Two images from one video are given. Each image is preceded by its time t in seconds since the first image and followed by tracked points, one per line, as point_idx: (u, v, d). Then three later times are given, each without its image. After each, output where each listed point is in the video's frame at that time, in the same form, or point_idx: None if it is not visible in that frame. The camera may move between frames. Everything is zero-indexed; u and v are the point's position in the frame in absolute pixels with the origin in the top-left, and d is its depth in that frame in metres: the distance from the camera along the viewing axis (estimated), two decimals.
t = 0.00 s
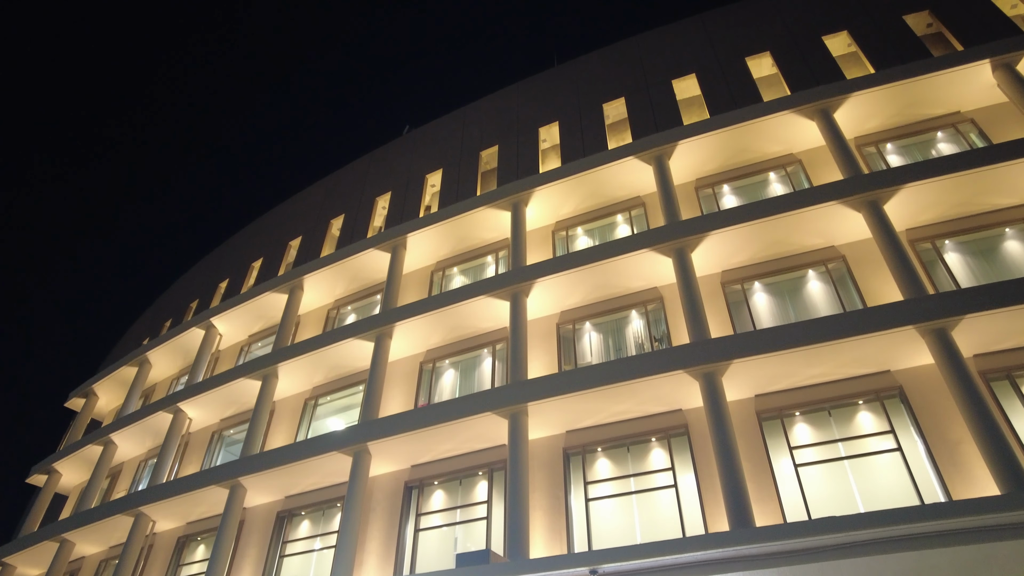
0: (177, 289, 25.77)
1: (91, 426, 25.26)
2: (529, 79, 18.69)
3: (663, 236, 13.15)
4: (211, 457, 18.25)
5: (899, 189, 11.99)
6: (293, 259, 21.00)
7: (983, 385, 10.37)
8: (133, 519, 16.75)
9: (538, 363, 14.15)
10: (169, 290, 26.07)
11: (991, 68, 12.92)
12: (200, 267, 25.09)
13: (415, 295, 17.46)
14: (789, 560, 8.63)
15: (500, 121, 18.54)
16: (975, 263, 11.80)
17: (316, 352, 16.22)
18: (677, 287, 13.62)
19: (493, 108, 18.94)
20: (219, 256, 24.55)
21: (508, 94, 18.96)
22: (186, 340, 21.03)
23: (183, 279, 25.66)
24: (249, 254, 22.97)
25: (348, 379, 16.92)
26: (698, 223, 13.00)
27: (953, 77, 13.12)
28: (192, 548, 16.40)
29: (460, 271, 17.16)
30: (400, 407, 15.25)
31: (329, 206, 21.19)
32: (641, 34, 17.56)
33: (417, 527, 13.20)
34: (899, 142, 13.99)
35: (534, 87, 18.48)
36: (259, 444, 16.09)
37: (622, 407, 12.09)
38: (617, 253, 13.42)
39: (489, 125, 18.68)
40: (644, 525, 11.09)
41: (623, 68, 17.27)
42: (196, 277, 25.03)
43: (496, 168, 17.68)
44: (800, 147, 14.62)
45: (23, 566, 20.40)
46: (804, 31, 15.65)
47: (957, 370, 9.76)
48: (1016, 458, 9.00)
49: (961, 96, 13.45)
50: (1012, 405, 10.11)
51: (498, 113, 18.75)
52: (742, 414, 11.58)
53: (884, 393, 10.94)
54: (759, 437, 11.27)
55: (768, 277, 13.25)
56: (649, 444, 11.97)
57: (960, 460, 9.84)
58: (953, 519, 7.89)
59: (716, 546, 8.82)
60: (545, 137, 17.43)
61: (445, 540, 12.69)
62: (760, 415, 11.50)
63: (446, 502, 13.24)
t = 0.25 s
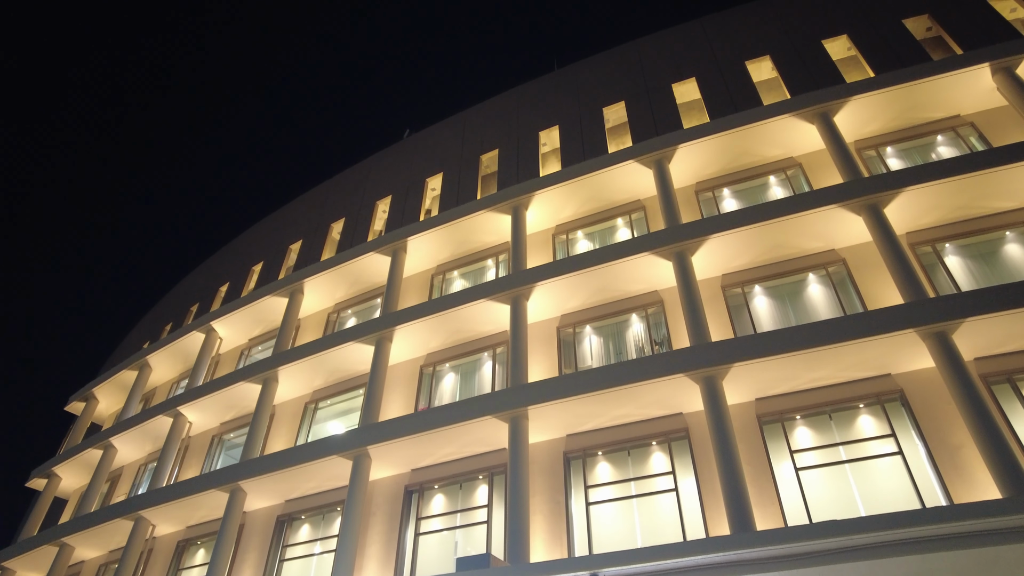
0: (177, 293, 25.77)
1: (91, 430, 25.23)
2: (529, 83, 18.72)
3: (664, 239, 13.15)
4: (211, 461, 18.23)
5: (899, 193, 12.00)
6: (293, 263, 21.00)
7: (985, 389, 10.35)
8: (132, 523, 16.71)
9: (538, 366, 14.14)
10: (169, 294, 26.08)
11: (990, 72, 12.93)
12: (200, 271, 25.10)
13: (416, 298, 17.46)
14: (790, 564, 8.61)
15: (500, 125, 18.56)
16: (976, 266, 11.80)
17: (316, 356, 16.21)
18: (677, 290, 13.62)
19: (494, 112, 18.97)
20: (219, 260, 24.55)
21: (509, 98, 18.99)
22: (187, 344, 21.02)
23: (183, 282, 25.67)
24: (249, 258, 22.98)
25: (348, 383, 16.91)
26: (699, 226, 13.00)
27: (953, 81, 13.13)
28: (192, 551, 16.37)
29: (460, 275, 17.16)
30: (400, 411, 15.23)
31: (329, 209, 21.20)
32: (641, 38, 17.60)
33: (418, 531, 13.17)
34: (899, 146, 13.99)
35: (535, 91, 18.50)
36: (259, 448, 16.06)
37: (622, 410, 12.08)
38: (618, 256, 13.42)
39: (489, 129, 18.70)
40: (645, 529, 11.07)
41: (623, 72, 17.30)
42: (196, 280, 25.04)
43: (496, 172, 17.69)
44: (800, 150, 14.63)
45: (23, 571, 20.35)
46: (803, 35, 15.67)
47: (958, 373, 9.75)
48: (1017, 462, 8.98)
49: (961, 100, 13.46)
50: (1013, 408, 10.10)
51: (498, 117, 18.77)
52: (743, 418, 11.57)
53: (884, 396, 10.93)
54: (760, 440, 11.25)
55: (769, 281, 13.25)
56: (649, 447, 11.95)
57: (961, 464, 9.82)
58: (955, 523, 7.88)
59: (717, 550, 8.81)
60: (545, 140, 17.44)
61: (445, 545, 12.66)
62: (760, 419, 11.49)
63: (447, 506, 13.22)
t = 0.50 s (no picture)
0: (178, 295, 25.78)
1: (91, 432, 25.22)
2: (530, 85, 18.74)
3: (664, 241, 13.16)
4: (211, 463, 18.22)
5: (900, 194, 12.00)
6: (294, 265, 21.01)
7: (985, 391, 10.35)
8: (133, 525, 16.70)
9: (538, 369, 14.14)
10: (170, 296, 26.09)
11: (990, 74, 12.94)
12: (200, 273, 25.11)
13: (416, 300, 17.46)
14: (792, 566, 8.61)
15: (500, 127, 18.57)
16: (977, 268, 11.80)
17: (317, 358, 16.21)
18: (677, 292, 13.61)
19: (494, 114, 18.99)
20: (220, 262, 24.56)
21: (509, 100, 19.01)
22: (187, 346, 21.03)
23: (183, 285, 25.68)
24: (250, 260, 22.99)
25: (348, 385, 16.90)
26: (699, 228, 13.01)
27: (953, 83, 13.14)
28: (192, 554, 16.36)
29: (461, 277, 17.16)
30: (400, 413, 15.23)
31: (330, 211, 21.21)
32: (642, 40, 17.62)
33: (418, 533, 13.16)
34: (899, 147, 14.00)
35: (535, 93, 18.53)
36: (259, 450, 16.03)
37: (623, 412, 12.08)
38: (618, 258, 13.43)
39: (489, 131, 18.71)
40: (646, 531, 11.06)
41: (624, 74, 17.31)
42: (197, 282, 25.04)
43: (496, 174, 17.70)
44: (800, 152, 14.64)
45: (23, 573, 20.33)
46: (804, 37, 15.68)
47: (959, 375, 9.75)
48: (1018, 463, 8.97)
49: (961, 101, 13.47)
50: (1013, 410, 10.09)
51: (498, 119, 18.78)
52: (743, 420, 11.57)
53: (885, 398, 10.92)
54: (761, 442, 11.25)
55: (769, 283, 13.25)
56: (650, 449, 11.94)
57: (962, 466, 9.81)
58: (957, 525, 7.86)
59: (718, 552, 8.81)
60: (545, 143, 17.45)
61: (445, 547, 12.64)
62: (761, 421, 11.48)
63: (447, 508, 13.21)
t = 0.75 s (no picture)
0: (178, 296, 25.78)
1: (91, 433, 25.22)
2: (530, 86, 18.75)
3: (664, 241, 13.15)
4: (212, 464, 18.22)
5: (900, 195, 11.99)
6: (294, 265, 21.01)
7: (986, 391, 10.34)
8: (133, 525, 16.69)
9: (539, 369, 14.14)
10: (170, 297, 26.09)
11: (991, 74, 12.93)
12: (201, 274, 25.11)
13: (417, 300, 17.46)
14: (792, 566, 8.61)
15: (501, 128, 18.57)
16: (977, 268, 11.79)
17: (317, 358, 16.21)
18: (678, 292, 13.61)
19: (494, 114, 19.00)
20: (220, 263, 24.57)
21: (509, 100, 19.01)
22: (187, 346, 21.03)
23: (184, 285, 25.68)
24: (250, 261, 22.99)
25: (349, 385, 16.90)
26: (699, 229, 13.00)
27: (954, 83, 13.14)
28: (193, 554, 16.36)
29: (461, 277, 17.16)
30: (401, 413, 15.23)
31: (330, 212, 21.21)
32: (642, 41, 17.62)
33: (418, 534, 13.15)
34: (900, 148, 13.99)
35: (536, 94, 18.53)
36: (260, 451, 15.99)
37: (623, 412, 12.07)
38: (618, 258, 13.42)
39: (490, 131, 18.71)
40: (646, 531, 11.06)
41: (624, 74, 17.31)
42: (198, 283, 25.04)
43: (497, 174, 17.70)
44: (801, 152, 14.64)
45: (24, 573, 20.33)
46: (804, 38, 15.68)
47: (959, 375, 9.74)
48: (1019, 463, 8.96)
49: (961, 102, 13.46)
50: (1014, 411, 10.08)
51: (499, 120, 18.79)
52: (744, 420, 11.56)
53: (886, 399, 10.91)
54: (761, 442, 11.24)
55: (770, 283, 13.24)
56: (650, 450, 11.93)
57: (962, 466, 9.80)
58: (957, 525, 7.86)
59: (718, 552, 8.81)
60: (545, 143, 17.45)
61: (446, 547, 12.64)
62: (762, 421, 11.47)
63: (447, 508, 13.20)
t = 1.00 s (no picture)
0: (178, 294, 25.77)
1: (92, 431, 25.23)
2: (530, 84, 18.73)
3: (665, 239, 13.14)
4: (212, 462, 18.23)
5: (901, 192, 11.98)
6: (294, 264, 21.00)
7: (987, 388, 10.34)
8: (134, 523, 16.71)
9: (539, 367, 14.14)
10: (170, 296, 26.09)
11: (991, 71, 12.90)
12: (201, 272, 25.10)
13: (417, 298, 17.46)
14: (793, 563, 8.62)
15: (501, 125, 18.55)
16: (978, 266, 11.78)
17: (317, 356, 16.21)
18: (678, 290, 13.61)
19: (494, 112, 18.98)
20: (220, 261, 24.56)
21: (509, 98, 18.99)
22: (187, 345, 21.03)
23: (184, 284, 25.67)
24: (250, 259, 22.98)
25: (349, 383, 16.90)
26: (700, 226, 12.98)
27: (955, 81, 13.11)
28: (193, 552, 16.37)
29: (461, 275, 17.17)
30: (401, 411, 15.24)
31: (330, 210, 21.20)
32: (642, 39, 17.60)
33: (419, 531, 13.16)
34: (900, 145, 13.97)
35: (536, 92, 18.51)
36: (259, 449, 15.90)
37: (624, 410, 12.07)
38: (619, 256, 13.41)
39: (490, 129, 18.69)
40: (646, 528, 11.06)
41: (624, 72, 17.28)
42: (198, 282, 25.04)
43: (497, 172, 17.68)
44: (801, 150, 14.62)
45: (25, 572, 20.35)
46: (804, 35, 15.65)
47: (960, 373, 9.73)
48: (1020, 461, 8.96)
49: (962, 99, 13.44)
50: (1015, 408, 10.08)
51: (499, 117, 18.76)
52: (744, 418, 11.56)
53: (886, 396, 10.91)
54: (761, 440, 11.24)
55: (770, 281, 13.24)
56: (651, 447, 11.93)
57: (963, 463, 9.80)
58: (958, 522, 7.86)
59: (719, 549, 8.81)
60: (546, 141, 17.44)
61: (446, 545, 12.65)
62: (762, 419, 11.47)
63: (448, 506, 13.21)
